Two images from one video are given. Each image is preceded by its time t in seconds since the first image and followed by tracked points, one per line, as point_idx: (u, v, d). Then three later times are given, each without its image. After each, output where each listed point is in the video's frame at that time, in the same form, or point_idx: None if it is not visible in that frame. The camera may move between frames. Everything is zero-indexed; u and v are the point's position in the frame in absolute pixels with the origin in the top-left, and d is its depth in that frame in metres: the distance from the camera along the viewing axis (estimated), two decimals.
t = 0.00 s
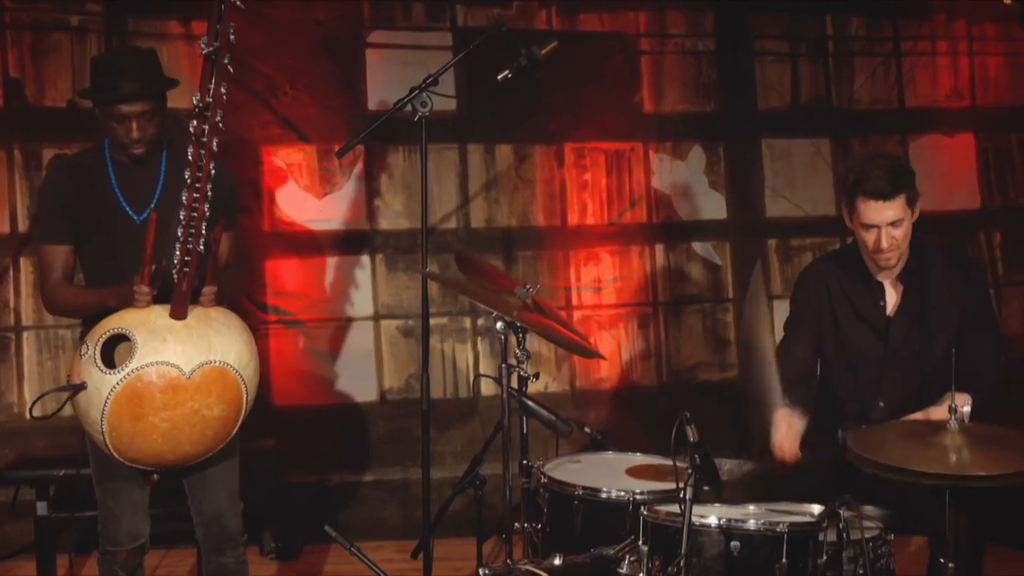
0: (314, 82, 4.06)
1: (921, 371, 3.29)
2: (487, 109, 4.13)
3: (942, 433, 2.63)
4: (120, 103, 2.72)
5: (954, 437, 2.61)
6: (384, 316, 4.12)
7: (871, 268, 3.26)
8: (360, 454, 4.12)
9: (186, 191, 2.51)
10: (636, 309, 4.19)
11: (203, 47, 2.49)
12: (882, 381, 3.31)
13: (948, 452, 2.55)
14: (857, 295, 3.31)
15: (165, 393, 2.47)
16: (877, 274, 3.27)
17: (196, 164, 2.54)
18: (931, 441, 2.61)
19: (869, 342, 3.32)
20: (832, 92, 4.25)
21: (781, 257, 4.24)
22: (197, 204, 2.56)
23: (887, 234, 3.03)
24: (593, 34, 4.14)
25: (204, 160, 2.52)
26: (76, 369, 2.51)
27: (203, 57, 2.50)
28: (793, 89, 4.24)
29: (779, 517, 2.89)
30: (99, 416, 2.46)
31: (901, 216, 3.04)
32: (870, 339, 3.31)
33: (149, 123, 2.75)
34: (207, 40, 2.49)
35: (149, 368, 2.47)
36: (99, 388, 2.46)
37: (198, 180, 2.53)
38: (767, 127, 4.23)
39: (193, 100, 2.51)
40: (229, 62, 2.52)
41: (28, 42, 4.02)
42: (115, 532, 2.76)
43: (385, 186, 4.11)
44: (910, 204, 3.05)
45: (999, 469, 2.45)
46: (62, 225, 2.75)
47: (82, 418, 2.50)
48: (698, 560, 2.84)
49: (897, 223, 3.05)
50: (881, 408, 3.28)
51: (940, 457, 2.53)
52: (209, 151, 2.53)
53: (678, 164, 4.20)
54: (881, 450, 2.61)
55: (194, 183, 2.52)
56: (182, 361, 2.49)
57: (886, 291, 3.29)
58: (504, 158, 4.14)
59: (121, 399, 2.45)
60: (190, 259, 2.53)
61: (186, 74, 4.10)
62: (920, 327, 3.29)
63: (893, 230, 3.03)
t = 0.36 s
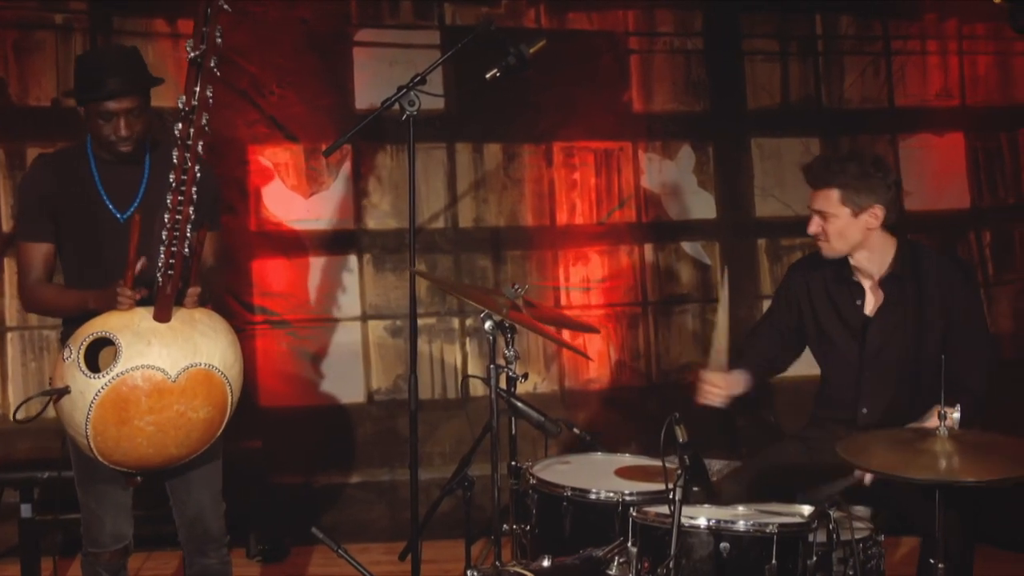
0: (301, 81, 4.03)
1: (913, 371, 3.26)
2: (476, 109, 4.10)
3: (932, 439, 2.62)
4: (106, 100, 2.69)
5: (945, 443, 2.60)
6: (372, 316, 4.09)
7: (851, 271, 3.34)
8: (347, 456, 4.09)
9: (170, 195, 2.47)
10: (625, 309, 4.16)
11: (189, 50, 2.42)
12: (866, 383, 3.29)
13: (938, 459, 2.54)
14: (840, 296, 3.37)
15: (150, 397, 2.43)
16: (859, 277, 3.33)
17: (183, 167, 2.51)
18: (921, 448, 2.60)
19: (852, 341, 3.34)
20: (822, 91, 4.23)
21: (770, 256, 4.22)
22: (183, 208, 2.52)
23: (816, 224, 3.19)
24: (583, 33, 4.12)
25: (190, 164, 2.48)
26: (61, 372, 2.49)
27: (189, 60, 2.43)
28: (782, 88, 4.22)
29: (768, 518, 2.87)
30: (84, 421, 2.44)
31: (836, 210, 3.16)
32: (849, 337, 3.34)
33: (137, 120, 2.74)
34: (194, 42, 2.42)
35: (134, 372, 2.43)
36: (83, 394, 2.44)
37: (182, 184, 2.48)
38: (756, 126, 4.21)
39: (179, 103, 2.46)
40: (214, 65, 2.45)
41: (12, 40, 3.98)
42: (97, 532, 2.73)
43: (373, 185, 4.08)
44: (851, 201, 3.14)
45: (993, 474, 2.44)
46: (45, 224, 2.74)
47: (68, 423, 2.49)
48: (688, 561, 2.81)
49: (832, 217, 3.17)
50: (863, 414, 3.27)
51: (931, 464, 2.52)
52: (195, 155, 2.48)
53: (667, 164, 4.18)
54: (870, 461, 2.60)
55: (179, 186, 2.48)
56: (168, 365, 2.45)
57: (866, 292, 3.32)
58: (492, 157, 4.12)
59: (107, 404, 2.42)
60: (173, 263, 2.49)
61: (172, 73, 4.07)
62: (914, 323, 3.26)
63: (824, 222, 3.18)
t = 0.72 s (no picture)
0: (288, 80, 4.00)
1: (906, 369, 3.23)
2: (464, 109, 4.08)
3: (922, 444, 2.61)
4: (91, 103, 2.65)
5: (934, 447, 2.59)
6: (359, 316, 4.06)
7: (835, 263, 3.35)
8: (335, 458, 4.07)
9: (154, 192, 2.44)
10: (614, 309, 4.15)
11: (173, 44, 2.38)
12: (852, 381, 3.27)
13: (927, 463, 2.54)
14: (828, 291, 3.37)
15: (136, 396, 2.41)
16: (843, 270, 3.34)
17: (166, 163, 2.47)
18: (910, 451, 2.59)
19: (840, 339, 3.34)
20: (812, 90, 4.22)
21: (759, 256, 4.21)
22: (167, 205, 2.49)
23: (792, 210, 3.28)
24: (572, 31, 4.10)
25: (173, 160, 2.44)
26: (43, 372, 2.46)
27: (174, 55, 2.40)
28: (772, 87, 4.21)
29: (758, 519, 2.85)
30: (68, 420, 2.41)
31: (809, 198, 3.23)
32: (835, 333, 3.33)
33: (121, 122, 2.70)
34: (178, 37, 2.38)
35: (118, 371, 2.41)
36: (66, 393, 2.40)
37: (167, 181, 2.46)
38: (746, 126, 4.20)
39: (163, 98, 2.42)
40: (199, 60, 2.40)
41: None
42: (83, 535, 2.70)
43: (361, 184, 4.06)
44: (824, 190, 3.19)
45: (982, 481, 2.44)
46: (25, 223, 2.70)
47: (51, 423, 2.45)
48: (677, 562, 2.79)
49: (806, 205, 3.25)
50: (847, 412, 3.26)
51: (920, 469, 2.52)
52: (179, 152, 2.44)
53: (656, 163, 4.15)
54: (860, 462, 2.58)
55: (163, 183, 2.45)
56: (152, 363, 2.43)
57: (850, 286, 3.32)
58: (481, 156, 4.10)
59: (91, 403, 2.39)
60: (157, 260, 2.45)
61: (157, 71, 4.04)
62: (905, 322, 3.25)
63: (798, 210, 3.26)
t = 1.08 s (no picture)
0: (275, 79, 3.98)
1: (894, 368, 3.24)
2: (452, 108, 4.06)
3: (912, 447, 2.58)
4: (72, 101, 2.63)
5: (925, 449, 2.57)
6: (347, 317, 4.04)
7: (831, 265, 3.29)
8: (322, 460, 4.04)
9: (136, 187, 2.42)
10: (603, 309, 4.12)
11: (153, 36, 2.42)
12: (845, 382, 3.25)
13: (917, 466, 2.52)
14: (822, 293, 3.32)
15: (119, 393, 2.38)
16: (838, 271, 3.29)
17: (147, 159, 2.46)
18: (900, 453, 2.57)
19: (830, 340, 3.30)
20: (801, 89, 4.20)
21: (749, 256, 4.18)
22: (147, 200, 2.47)
23: (836, 234, 3.08)
24: (560, 30, 4.08)
25: (155, 154, 2.44)
26: (26, 370, 2.43)
27: (154, 47, 2.43)
28: (761, 86, 4.19)
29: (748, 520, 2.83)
30: (51, 419, 2.38)
31: (850, 216, 3.08)
32: (830, 335, 3.29)
33: (103, 121, 2.67)
34: (157, 29, 2.41)
35: (101, 368, 2.38)
36: (50, 390, 2.37)
37: (148, 176, 2.45)
38: (736, 125, 4.18)
39: (142, 91, 2.41)
40: (178, 52, 2.45)
41: None
42: (68, 537, 2.67)
43: (348, 183, 4.03)
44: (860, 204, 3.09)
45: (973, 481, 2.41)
46: (7, 223, 2.69)
47: (35, 422, 2.42)
48: (666, 563, 2.77)
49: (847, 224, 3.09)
50: (843, 411, 3.24)
51: (910, 471, 2.50)
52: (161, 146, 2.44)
53: (645, 163, 4.13)
54: (850, 467, 2.57)
55: (144, 178, 2.44)
56: (135, 360, 2.40)
57: (848, 288, 3.27)
58: (469, 155, 4.08)
59: (74, 401, 2.36)
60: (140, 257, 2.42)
61: (143, 71, 4.01)
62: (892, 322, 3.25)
63: (842, 231, 3.08)
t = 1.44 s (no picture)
0: (262, 77, 3.95)
1: (881, 368, 3.22)
2: (440, 106, 4.04)
3: (902, 440, 2.58)
4: (56, 94, 2.60)
5: (914, 443, 2.56)
6: (335, 317, 4.01)
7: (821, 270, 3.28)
8: (309, 462, 4.01)
9: (120, 184, 2.42)
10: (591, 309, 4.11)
11: (137, 33, 2.40)
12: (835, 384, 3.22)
13: (907, 458, 2.50)
14: (813, 299, 3.30)
15: (100, 392, 2.35)
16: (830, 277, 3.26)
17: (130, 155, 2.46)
18: (890, 448, 2.56)
19: (821, 342, 3.27)
20: (790, 88, 4.19)
21: (738, 256, 4.17)
22: (132, 197, 2.47)
23: (824, 246, 2.98)
24: (549, 28, 4.06)
25: (139, 151, 2.44)
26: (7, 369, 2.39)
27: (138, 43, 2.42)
28: (750, 85, 4.18)
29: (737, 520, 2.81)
30: (31, 417, 2.34)
31: (840, 227, 2.98)
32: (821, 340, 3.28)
33: (90, 114, 2.65)
34: (142, 26, 2.40)
35: (82, 367, 2.35)
36: (31, 389, 2.34)
37: (132, 173, 2.45)
38: (725, 124, 4.16)
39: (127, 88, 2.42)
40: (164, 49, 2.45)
41: None
42: (51, 540, 2.64)
43: (335, 183, 4.00)
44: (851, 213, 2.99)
45: (962, 475, 2.38)
46: None
47: (14, 421, 2.38)
48: (656, 565, 2.74)
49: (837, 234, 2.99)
50: (836, 415, 3.19)
51: (900, 463, 2.48)
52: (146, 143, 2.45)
53: (634, 162, 4.12)
54: (840, 460, 2.54)
55: (128, 175, 2.44)
56: (117, 359, 2.38)
57: (839, 292, 3.28)
58: (457, 154, 4.05)
59: (55, 399, 2.33)
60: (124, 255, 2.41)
61: (128, 68, 3.97)
62: (880, 322, 3.23)
63: (831, 242, 2.99)
